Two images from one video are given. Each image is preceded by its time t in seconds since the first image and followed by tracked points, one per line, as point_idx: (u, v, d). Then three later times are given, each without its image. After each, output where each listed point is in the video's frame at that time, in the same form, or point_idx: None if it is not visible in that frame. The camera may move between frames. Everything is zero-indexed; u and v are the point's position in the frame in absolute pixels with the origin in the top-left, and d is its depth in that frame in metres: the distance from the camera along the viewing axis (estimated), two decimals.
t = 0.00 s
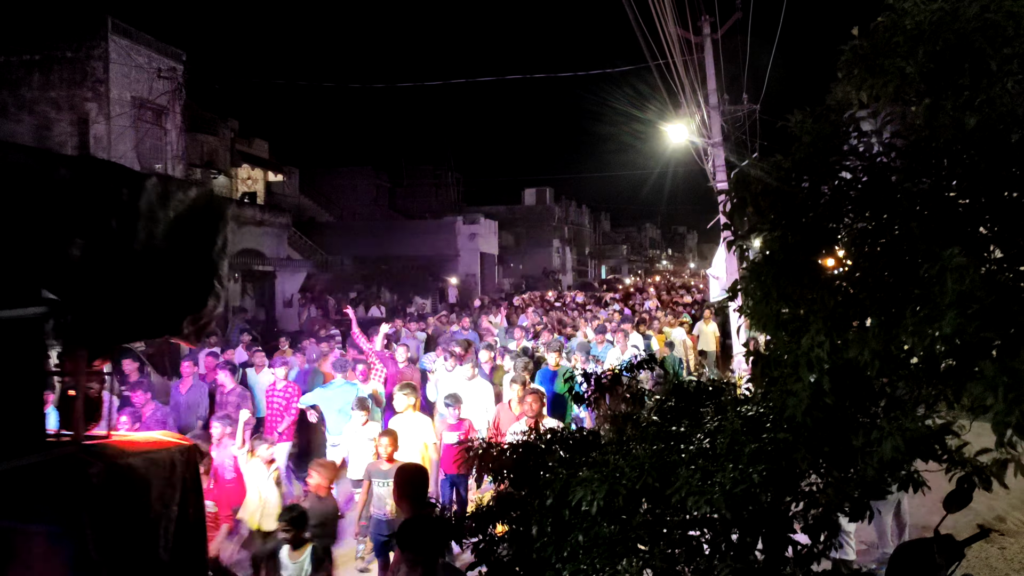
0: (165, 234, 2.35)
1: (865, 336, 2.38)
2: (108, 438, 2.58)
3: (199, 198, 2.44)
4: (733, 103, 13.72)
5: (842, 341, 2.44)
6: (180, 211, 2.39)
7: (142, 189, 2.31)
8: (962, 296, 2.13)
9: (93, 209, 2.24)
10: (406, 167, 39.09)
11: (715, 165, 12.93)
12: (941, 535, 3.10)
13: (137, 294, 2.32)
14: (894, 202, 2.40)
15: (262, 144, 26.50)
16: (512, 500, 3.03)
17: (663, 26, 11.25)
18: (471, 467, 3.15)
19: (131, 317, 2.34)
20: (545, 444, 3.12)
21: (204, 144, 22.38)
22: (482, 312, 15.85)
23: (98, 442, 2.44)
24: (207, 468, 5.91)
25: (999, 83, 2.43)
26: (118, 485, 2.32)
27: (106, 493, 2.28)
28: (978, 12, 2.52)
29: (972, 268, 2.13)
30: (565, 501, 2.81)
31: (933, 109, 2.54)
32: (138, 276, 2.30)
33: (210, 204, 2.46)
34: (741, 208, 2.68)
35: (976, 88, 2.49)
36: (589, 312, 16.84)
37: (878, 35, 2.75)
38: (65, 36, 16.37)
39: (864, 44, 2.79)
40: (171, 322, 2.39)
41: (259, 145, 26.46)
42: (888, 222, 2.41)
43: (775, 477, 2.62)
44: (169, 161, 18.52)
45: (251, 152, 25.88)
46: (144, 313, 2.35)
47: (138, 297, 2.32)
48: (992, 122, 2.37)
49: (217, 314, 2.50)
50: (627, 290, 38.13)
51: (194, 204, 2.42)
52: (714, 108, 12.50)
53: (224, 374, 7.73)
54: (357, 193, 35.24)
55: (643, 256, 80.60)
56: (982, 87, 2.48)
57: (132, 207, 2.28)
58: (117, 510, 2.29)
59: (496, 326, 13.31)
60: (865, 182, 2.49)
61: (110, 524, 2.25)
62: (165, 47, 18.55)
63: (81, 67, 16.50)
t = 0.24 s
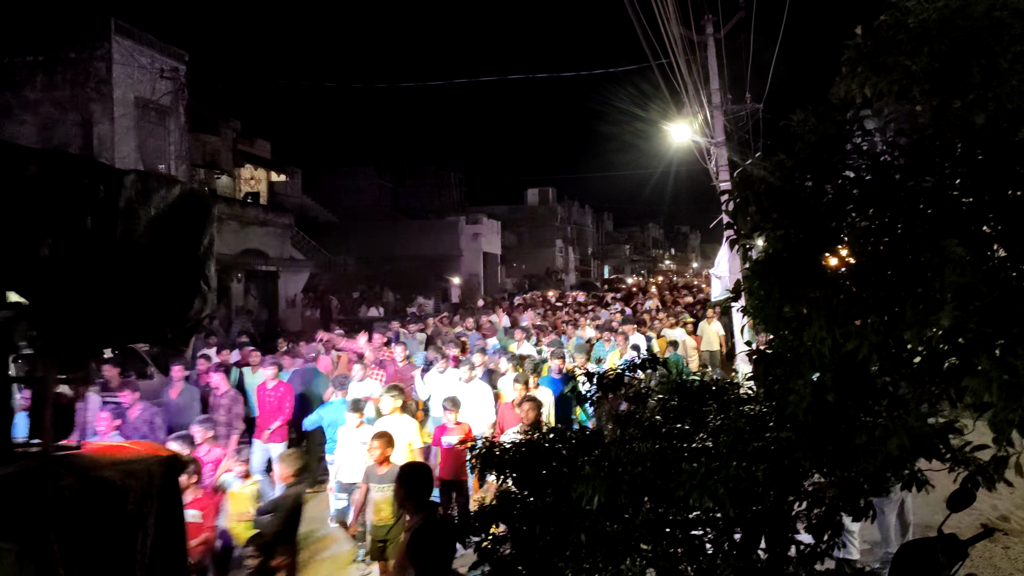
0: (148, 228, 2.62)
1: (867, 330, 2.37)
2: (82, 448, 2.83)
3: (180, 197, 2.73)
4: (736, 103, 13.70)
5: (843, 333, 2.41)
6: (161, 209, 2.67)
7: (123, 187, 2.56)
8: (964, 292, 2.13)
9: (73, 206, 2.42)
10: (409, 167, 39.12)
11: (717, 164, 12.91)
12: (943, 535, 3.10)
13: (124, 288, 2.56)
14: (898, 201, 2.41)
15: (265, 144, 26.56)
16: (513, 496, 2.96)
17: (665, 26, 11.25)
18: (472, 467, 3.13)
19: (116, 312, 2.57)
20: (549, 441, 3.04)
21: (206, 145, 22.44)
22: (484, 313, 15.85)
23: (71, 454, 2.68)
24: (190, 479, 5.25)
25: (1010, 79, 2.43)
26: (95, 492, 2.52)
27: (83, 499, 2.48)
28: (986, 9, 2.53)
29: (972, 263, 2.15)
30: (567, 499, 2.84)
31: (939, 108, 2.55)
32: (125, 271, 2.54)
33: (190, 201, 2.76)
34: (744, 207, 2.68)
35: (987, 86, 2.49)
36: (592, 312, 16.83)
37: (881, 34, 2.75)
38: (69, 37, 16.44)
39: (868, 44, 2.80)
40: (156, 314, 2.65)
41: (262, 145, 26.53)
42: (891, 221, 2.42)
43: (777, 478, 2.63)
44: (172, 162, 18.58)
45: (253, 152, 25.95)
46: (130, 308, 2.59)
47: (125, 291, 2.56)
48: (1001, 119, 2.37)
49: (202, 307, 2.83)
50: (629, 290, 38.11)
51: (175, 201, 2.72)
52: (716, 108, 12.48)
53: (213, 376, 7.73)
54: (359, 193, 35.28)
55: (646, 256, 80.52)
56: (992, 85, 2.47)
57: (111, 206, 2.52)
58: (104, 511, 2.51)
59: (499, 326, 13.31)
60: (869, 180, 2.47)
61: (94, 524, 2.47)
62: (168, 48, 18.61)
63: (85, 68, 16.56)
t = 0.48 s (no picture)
0: (119, 223, 1.96)
1: (869, 329, 2.35)
2: (48, 456, 2.21)
3: (155, 191, 2.09)
4: (737, 102, 13.70)
5: (845, 330, 2.39)
6: (132, 204, 2.00)
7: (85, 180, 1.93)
8: (967, 292, 2.14)
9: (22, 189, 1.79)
10: (411, 166, 39.13)
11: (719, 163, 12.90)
12: (946, 535, 3.07)
13: (64, 296, 1.82)
14: (899, 199, 2.43)
15: (267, 143, 26.59)
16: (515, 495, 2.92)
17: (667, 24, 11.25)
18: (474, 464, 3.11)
19: (71, 326, 1.87)
20: (551, 442, 3.02)
21: (208, 144, 22.47)
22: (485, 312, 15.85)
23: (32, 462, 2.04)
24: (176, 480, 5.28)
25: (1016, 77, 2.43)
26: (61, 508, 1.91)
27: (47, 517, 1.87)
28: (996, 5, 2.53)
29: (974, 263, 2.14)
30: (569, 499, 2.80)
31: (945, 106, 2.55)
32: (70, 270, 1.83)
33: (172, 199, 2.12)
34: (746, 204, 2.66)
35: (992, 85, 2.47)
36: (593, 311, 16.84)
37: (883, 32, 2.74)
38: (71, 35, 16.47)
39: (870, 42, 2.80)
40: (125, 327, 1.97)
41: (264, 145, 26.55)
42: (894, 219, 2.42)
43: (776, 476, 2.70)
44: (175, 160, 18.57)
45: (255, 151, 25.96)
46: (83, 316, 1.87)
47: (65, 301, 1.83)
48: (1008, 116, 2.36)
49: (181, 316, 2.13)
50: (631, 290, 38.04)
51: (148, 197, 2.05)
52: (718, 107, 12.48)
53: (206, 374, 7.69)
54: (361, 193, 35.30)
55: (648, 255, 80.42)
56: (997, 83, 2.46)
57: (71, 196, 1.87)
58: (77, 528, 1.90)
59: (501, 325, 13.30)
60: (871, 178, 2.50)
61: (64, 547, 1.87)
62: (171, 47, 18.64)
63: (87, 66, 16.58)
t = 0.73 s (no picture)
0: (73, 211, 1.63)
1: (878, 327, 2.29)
2: None
3: (116, 178, 1.78)
4: (742, 99, 13.66)
5: (852, 328, 2.35)
6: (88, 191, 1.68)
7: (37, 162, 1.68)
8: (977, 289, 2.11)
9: None
10: (416, 164, 39.14)
11: (725, 160, 12.85)
12: (952, 533, 3.06)
13: None
14: (906, 197, 2.46)
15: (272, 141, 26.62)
16: (519, 494, 2.85)
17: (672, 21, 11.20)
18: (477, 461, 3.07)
19: None
20: (555, 439, 2.99)
21: (213, 141, 22.51)
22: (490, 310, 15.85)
23: None
24: (172, 485, 4.95)
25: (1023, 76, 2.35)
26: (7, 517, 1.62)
27: None
28: (1002, 3, 2.42)
29: (986, 260, 2.12)
30: (572, 496, 2.79)
31: (950, 102, 2.49)
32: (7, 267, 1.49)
33: (134, 186, 1.82)
34: (753, 198, 2.73)
35: (994, 81, 2.39)
36: (596, 308, 16.82)
37: (889, 28, 2.70)
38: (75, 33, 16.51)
39: (876, 38, 2.75)
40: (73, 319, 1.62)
41: (268, 142, 26.60)
42: (900, 216, 2.46)
43: (781, 474, 2.72)
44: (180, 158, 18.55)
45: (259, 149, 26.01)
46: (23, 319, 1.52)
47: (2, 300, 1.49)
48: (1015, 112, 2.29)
49: (137, 311, 1.77)
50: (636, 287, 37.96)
51: (110, 184, 1.75)
52: (723, 104, 12.43)
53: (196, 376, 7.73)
54: (365, 190, 35.33)
55: (652, 253, 80.30)
56: (1000, 79, 2.37)
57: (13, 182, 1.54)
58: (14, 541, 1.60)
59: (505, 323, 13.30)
60: (878, 173, 2.55)
61: None
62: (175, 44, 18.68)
63: (92, 64, 16.63)
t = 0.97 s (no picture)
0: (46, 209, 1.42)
1: (886, 324, 2.31)
2: None
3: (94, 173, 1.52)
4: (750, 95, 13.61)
5: (860, 325, 2.38)
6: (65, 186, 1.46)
7: (9, 160, 1.45)
8: (986, 284, 2.12)
9: None
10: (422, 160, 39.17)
11: (731, 156, 12.82)
12: (961, 531, 3.05)
13: None
14: (914, 192, 2.42)
15: (278, 137, 26.68)
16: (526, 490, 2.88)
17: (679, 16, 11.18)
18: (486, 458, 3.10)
19: None
20: (562, 436, 3.02)
21: (219, 138, 22.58)
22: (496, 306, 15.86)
23: None
24: (159, 487, 4.80)
25: None
26: None
27: None
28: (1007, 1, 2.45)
29: (995, 255, 2.12)
30: (580, 492, 2.81)
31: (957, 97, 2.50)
32: None
33: (117, 178, 1.55)
34: (760, 195, 2.70)
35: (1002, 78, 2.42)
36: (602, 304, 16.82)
37: (898, 24, 2.70)
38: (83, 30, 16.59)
39: (886, 33, 2.75)
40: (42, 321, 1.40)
41: (275, 139, 26.66)
42: (908, 212, 2.43)
43: (789, 471, 2.70)
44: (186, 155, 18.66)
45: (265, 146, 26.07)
46: None
47: None
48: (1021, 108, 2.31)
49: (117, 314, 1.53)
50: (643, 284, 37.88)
51: (90, 179, 1.50)
52: (730, 99, 12.39)
53: (190, 374, 7.42)
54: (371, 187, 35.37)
55: (658, 249, 80.12)
56: (1007, 76, 2.41)
57: None
58: None
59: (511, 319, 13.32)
60: (887, 171, 2.51)
61: None
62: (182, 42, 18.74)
63: (99, 62, 16.70)
